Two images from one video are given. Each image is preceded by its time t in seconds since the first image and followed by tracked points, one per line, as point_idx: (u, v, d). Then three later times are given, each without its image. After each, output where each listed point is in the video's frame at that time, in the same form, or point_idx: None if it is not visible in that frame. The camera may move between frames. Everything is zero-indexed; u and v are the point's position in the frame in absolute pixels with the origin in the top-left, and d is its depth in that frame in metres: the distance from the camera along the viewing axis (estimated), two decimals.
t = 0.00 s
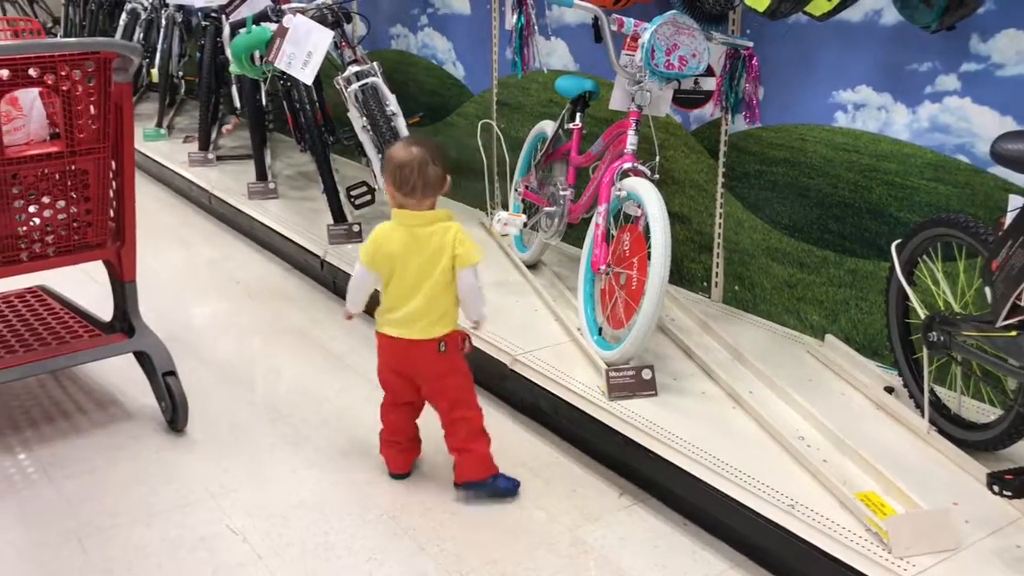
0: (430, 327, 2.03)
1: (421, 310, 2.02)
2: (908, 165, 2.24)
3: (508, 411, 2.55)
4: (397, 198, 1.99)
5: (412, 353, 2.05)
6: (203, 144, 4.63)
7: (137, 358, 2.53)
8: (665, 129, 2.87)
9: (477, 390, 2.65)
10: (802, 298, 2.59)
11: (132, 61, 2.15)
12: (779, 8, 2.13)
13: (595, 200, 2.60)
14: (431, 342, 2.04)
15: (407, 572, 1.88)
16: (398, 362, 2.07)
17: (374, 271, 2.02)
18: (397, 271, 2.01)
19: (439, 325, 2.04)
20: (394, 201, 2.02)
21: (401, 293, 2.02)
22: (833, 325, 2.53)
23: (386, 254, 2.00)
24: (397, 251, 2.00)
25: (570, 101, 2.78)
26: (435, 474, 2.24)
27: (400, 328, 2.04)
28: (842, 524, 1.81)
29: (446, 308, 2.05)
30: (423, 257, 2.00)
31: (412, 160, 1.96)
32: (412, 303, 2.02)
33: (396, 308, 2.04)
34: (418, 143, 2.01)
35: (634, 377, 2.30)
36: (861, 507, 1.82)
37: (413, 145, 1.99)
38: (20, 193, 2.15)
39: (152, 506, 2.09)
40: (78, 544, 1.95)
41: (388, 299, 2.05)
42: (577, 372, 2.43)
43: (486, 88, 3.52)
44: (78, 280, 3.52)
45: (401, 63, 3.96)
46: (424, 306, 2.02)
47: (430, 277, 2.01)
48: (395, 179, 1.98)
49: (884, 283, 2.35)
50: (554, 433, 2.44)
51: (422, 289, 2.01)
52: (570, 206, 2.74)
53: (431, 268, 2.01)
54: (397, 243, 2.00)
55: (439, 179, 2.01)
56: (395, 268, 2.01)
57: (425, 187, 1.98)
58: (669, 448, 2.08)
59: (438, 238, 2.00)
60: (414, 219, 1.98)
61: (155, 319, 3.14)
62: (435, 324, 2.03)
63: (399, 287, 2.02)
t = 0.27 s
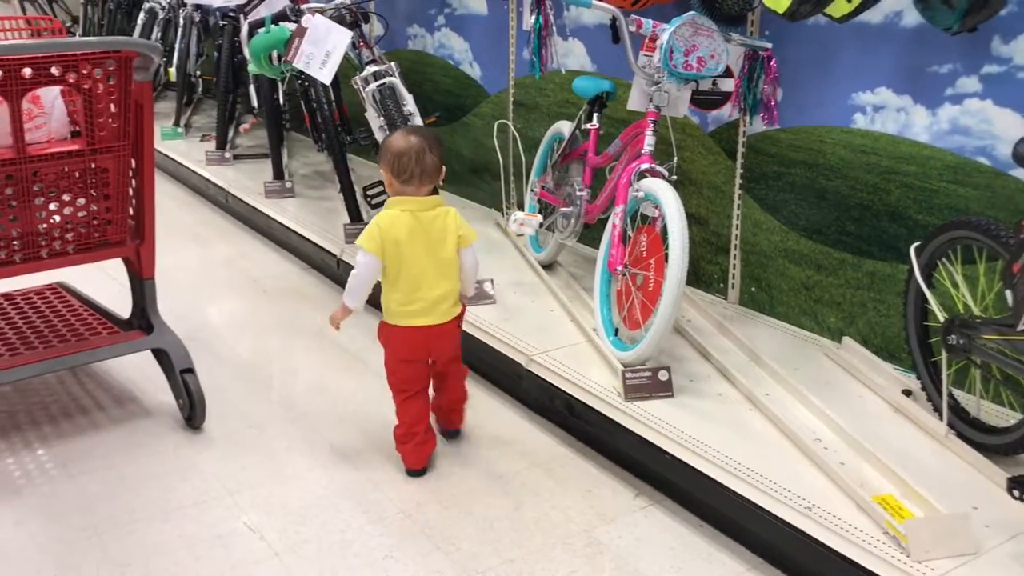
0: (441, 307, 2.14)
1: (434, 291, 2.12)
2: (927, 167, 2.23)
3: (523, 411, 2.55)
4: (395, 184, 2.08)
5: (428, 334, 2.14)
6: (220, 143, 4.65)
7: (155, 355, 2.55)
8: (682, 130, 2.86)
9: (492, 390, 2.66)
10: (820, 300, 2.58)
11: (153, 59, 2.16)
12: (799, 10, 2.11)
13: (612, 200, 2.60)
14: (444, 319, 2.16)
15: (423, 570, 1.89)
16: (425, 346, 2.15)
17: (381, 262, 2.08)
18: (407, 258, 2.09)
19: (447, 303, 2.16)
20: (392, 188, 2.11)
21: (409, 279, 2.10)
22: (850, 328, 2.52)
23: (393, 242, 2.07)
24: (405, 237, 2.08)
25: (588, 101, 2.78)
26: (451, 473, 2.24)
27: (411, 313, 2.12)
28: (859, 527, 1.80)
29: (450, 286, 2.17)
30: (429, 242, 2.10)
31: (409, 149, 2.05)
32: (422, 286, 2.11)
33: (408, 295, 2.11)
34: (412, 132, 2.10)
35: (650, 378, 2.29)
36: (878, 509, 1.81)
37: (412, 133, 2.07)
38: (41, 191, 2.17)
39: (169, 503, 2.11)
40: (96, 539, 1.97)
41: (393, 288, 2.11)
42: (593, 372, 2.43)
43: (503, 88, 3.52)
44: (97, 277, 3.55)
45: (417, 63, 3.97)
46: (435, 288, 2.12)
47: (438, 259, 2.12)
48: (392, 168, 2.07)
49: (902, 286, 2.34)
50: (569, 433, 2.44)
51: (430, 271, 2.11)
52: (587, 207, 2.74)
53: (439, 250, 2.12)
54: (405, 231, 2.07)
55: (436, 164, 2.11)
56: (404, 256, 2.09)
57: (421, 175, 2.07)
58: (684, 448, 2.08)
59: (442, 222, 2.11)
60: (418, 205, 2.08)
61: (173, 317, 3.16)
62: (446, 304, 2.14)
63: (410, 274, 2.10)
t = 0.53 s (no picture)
0: (453, 291, 2.23)
1: (447, 274, 2.20)
2: (948, 170, 2.21)
3: (539, 413, 2.55)
4: (396, 174, 2.16)
5: (440, 317, 2.23)
6: (237, 143, 4.67)
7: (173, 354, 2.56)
8: (700, 132, 2.86)
9: (508, 391, 2.66)
10: (838, 303, 2.57)
11: (172, 59, 2.18)
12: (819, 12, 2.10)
13: (630, 202, 2.60)
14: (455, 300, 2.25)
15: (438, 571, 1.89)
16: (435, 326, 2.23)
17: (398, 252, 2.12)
18: (422, 246, 2.15)
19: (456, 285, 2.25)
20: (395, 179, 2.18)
21: (423, 267, 2.17)
22: (868, 331, 2.50)
23: (409, 231, 2.13)
24: (420, 226, 2.14)
25: (605, 103, 2.78)
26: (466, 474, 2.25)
27: (426, 300, 2.18)
28: (878, 531, 1.79)
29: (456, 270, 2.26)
30: (440, 229, 2.18)
31: (408, 138, 2.12)
32: (437, 272, 2.18)
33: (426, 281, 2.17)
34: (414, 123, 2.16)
35: (666, 381, 2.29)
36: (897, 514, 1.80)
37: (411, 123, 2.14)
38: (62, 190, 2.19)
39: (186, 501, 2.12)
40: (114, 537, 1.98)
41: (407, 278, 2.16)
42: (610, 374, 2.42)
43: (519, 90, 3.53)
44: (116, 276, 3.58)
45: (434, 64, 3.97)
46: (447, 274, 2.20)
47: (448, 244, 2.20)
48: (394, 159, 2.14)
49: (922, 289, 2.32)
50: (585, 434, 2.44)
51: (443, 258, 2.19)
52: (604, 209, 2.74)
53: (448, 237, 2.20)
54: (418, 220, 2.14)
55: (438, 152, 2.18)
56: (420, 244, 2.15)
57: (421, 163, 2.13)
58: (701, 451, 2.07)
59: (449, 209, 2.20)
60: (426, 193, 2.15)
61: (190, 316, 3.18)
62: (455, 289, 2.23)
63: (426, 262, 2.16)
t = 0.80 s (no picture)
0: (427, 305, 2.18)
1: (422, 288, 2.15)
2: (964, 174, 2.20)
3: (552, 416, 2.55)
4: (373, 188, 2.10)
5: (417, 331, 2.18)
6: (250, 145, 4.70)
7: (187, 356, 2.57)
8: (713, 135, 2.85)
9: (521, 394, 2.66)
10: (852, 307, 2.55)
11: (187, 62, 2.19)
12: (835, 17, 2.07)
13: (643, 205, 2.60)
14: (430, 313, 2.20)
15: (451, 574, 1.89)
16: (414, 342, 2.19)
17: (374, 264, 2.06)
18: (398, 260, 2.09)
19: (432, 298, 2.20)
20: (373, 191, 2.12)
21: (399, 281, 2.11)
22: (882, 335, 2.49)
23: (386, 243, 2.07)
24: (397, 239, 2.08)
25: (618, 106, 2.78)
26: (479, 477, 2.25)
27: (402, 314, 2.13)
28: (893, 537, 1.78)
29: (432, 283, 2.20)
30: (417, 242, 2.12)
31: (383, 153, 2.05)
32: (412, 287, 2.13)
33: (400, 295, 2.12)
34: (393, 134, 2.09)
35: (680, 385, 2.28)
36: (912, 520, 1.79)
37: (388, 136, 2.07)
38: (77, 192, 2.20)
39: (199, 503, 2.13)
40: (128, 538, 1.99)
41: (381, 290, 2.11)
42: (622, 377, 2.42)
43: (532, 92, 3.53)
44: (130, 278, 3.60)
45: (447, 66, 3.98)
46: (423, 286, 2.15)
47: (423, 258, 2.14)
48: (370, 172, 2.08)
49: (937, 294, 2.31)
50: (598, 438, 2.43)
51: (418, 272, 2.14)
52: (617, 211, 2.73)
53: (423, 251, 2.14)
54: (393, 234, 2.08)
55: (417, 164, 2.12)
56: (395, 257, 2.09)
57: (398, 179, 2.07)
58: (714, 455, 2.07)
59: (426, 221, 2.15)
60: (402, 206, 2.09)
61: (204, 318, 3.19)
62: (429, 303, 2.18)
63: (401, 275, 2.11)
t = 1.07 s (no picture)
0: (400, 315, 2.15)
1: (395, 297, 2.13)
2: (977, 178, 2.19)
3: (562, 420, 2.55)
4: (340, 199, 2.07)
5: (396, 342, 2.15)
6: (263, 148, 4.72)
7: (199, 358, 2.59)
8: (725, 139, 2.85)
9: (532, 397, 2.66)
10: (864, 312, 2.55)
11: (202, 65, 2.20)
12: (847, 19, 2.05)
13: (654, 209, 2.60)
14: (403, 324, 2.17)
15: None
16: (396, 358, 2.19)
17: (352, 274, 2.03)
18: (373, 268, 2.07)
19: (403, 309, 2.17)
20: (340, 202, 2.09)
21: (374, 289, 2.08)
22: (895, 340, 2.48)
23: (364, 252, 2.04)
24: (374, 247, 2.07)
25: (630, 109, 2.78)
26: (490, 479, 2.25)
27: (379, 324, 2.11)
28: (905, 542, 1.78)
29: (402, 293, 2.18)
30: (388, 251, 2.11)
31: (353, 163, 2.04)
32: (387, 295, 2.11)
33: (376, 305, 2.09)
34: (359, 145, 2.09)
35: (691, 389, 2.28)
36: (925, 525, 1.79)
37: (355, 147, 2.06)
38: (92, 194, 2.21)
39: (212, 504, 2.14)
40: (139, 539, 2.00)
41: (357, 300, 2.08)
42: (634, 381, 2.42)
43: (543, 96, 3.53)
44: (142, 280, 3.62)
45: (459, 70, 3.99)
46: (397, 295, 2.13)
47: (394, 267, 2.13)
48: (338, 183, 2.05)
49: (950, 298, 2.30)
50: (609, 441, 2.43)
51: (391, 280, 2.12)
52: (628, 215, 2.73)
53: (394, 259, 2.13)
54: (367, 241, 2.06)
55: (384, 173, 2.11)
56: (370, 266, 2.06)
57: (368, 189, 2.05)
58: (725, 459, 2.07)
59: (394, 230, 2.13)
60: (375, 214, 2.08)
61: (216, 320, 3.21)
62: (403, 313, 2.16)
63: (375, 284, 2.08)
